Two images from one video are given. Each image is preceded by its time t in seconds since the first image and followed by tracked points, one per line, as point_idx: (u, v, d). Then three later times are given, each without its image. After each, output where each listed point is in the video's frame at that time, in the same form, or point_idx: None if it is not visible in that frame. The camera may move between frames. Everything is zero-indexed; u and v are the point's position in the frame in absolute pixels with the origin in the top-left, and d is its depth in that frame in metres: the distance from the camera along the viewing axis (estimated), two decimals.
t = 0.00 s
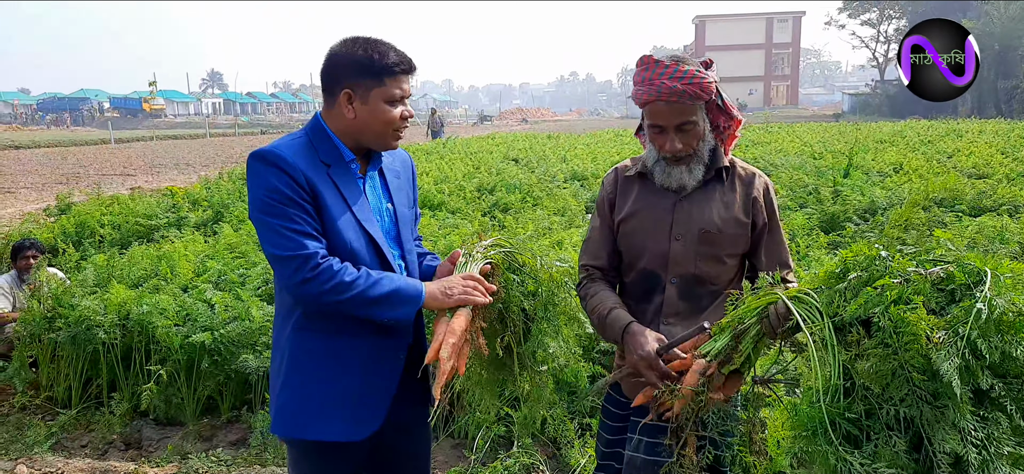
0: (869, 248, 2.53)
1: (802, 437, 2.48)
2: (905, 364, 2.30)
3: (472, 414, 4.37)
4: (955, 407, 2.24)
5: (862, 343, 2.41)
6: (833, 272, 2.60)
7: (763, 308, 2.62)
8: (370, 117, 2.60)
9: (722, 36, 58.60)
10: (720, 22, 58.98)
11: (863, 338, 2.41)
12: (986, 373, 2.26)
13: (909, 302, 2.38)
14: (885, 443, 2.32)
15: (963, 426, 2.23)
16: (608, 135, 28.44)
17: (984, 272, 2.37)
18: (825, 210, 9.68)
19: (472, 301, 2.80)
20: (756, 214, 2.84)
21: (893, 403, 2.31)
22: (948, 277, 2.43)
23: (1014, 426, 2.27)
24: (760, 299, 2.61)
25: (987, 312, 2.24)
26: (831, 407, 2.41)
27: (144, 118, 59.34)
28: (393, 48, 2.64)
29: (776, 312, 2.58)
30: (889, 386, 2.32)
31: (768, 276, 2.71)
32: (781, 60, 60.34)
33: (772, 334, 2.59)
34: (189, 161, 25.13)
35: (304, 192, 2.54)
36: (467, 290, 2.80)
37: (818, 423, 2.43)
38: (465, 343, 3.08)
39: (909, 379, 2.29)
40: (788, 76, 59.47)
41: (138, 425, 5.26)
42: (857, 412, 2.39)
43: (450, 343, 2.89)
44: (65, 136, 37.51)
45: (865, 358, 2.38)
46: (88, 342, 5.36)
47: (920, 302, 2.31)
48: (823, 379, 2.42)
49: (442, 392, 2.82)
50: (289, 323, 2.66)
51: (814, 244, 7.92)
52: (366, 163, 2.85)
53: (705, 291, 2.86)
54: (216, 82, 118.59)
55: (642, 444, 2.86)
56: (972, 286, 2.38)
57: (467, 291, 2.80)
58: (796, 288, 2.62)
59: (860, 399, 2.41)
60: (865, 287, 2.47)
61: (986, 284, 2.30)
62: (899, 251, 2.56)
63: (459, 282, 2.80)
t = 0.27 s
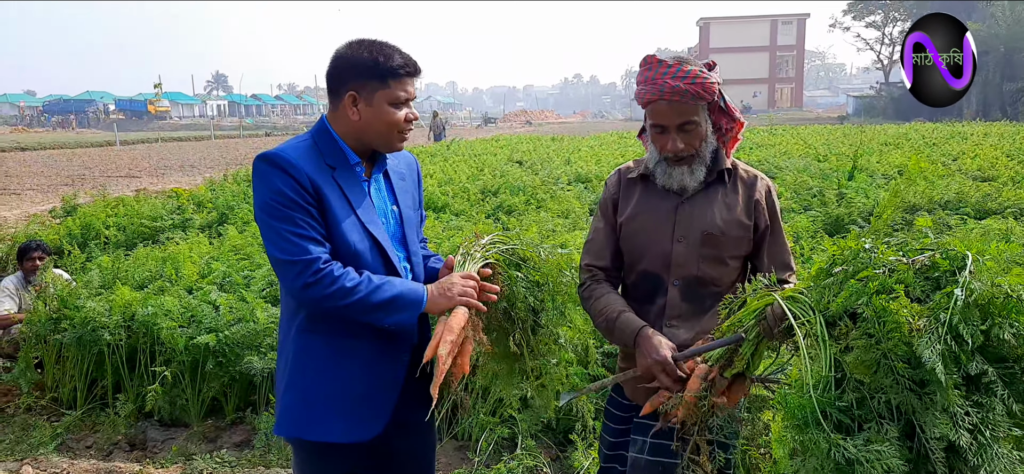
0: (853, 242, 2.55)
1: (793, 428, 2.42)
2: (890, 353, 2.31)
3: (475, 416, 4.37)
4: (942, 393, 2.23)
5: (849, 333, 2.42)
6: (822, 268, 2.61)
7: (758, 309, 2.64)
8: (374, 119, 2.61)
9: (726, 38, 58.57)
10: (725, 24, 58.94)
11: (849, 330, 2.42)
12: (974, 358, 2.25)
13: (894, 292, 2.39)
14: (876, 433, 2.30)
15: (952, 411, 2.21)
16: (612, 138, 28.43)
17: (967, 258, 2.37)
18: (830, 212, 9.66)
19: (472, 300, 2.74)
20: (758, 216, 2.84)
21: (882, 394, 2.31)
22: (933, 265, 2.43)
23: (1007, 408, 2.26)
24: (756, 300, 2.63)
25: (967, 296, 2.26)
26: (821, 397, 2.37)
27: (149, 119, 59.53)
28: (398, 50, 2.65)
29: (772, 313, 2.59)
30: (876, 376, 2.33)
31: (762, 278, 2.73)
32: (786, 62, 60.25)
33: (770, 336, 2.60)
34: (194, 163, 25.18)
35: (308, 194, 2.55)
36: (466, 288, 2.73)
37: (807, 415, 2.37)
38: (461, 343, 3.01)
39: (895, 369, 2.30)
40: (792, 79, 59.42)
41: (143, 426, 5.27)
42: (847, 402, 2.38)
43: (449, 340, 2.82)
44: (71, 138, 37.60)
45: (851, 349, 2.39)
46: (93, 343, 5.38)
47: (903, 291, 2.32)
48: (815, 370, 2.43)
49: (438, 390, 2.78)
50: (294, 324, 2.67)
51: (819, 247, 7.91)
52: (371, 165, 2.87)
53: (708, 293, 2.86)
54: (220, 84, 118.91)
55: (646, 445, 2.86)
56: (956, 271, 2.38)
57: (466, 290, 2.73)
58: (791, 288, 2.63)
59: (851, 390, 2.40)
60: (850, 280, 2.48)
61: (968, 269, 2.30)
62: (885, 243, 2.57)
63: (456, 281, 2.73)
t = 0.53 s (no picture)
0: (866, 241, 2.53)
1: (800, 426, 2.49)
2: (906, 353, 2.30)
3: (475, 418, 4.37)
4: (956, 395, 2.26)
5: (862, 332, 2.40)
6: (832, 266, 2.58)
7: (767, 308, 2.62)
8: (370, 120, 2.62)
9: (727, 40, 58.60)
10: (725, 25, 58.99)
11: (863, 329, 2.40)
12: (987, 361, 2.29)
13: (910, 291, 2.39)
14: (883, 434, 2.31)
15: (964, 413, 2.24)
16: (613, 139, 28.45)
17: (983, 262, 2.39)
18: (830, 213, 9.67)
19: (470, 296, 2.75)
20: (759, 217, 2.84)
21: (894, 394, 2.30)
22: (949, 267, 2.44)
23: (1013, 415, 2.30)
24: (764, 298, 2.61)
25: (987, 299, 2.28)
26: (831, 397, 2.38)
27: (151, 121, 59.63)
28: (393, 52, 2.66)
29: (780, 310, 2.59)
30: (890, 376, 2.32)
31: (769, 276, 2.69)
32: (787, 63, 60.27)
33: (777, 333, 2.60)
34: (196, 165, 25.23)
35: (304, 197, 2.55)
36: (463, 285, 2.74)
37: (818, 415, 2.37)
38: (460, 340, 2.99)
39: (910, 369, 2.29)
40: (793, 80, 59.43)
41: (144, 428, 5.28)
42: (856, 402, 2.37)
43: (447, 336, 2.81)
44: (72, 140, 37.69)
45: (864, 348, 2.37)
46: (94, 345, 5.38)
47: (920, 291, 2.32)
48: (825, 370, 2.41)
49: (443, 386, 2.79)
50: (295, 328, 2.68)
51: (819, 248, 7.92)
52: (367, 167, 2.88)
53: (709, 294, 2.86)
54: (221, 86, 119.05)
55: (645, 446, 2.86)
56: (970, 275, 2.41)
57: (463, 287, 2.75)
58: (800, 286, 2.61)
59: (860, 391, 2.39)
60: (864, 279, 2.47)
61: (986, 272, 2.32)
62: (896, 244, 2.57)
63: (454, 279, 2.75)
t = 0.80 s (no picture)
0: (874, 237, 2.54)
1: (824, 429, 2.44)
2: (923, 350, 2.33)
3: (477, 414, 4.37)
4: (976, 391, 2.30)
5: (877, 330, 2.42)
6: (842, 262, 2.59)
7: (772, 303, 2.56)
8: (363, 117, 2.62)
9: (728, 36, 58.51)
10: (727, 22, 58.90)
11: (878, 327, 2.42)
12: (1003, 355, 2.35)
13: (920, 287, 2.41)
14: (909, 428, 2.34)
15: (985, 407, 2.29)
16: (614, 136, 28.42)
17: (991, 255, 2.43)
18: (832, 210, 9.67)
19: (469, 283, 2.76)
20: (760, 213, 2.84)
21: (917, 392, 2.34)
22: (956, 260, 2.47)
23: None
24: (769, 294, 2.56)
25: (1000, 294, 2.32)
26: (854, 395, 2.40)
27: (152, 118, 59.65)
28: (387, 48, 2.66)
29: (785, 305, 2.52)
30: (909, 374, 2.35)
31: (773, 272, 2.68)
32: (788, 59, 60.16)
33: (782, 328, 2.53)
34: (197, 162, 25.26)
35: (299, 196, 2.56)
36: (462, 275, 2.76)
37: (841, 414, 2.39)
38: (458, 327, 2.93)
39: (929, 366, 2.34)
40: (794, 76, 59.35)
41: (146, 424, 5.30)
42: (878, 400, 2.40)
43: (446, 316, 2.75)
44: (74, 137, 37.72)
45: (881, 346, 2.39)
46: (96, 341, 5.40)
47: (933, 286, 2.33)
48: (841, 368, 2.40)
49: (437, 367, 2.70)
50: (295, 327, 2.69)
51: (820, 245, 7.92)
52: (363, 163, 2.88)
53: (711, 290, 2.86)
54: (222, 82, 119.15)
55: (649, 443, 2.86)
56: (979, 268, 2.43)
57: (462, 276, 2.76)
58: (805, 282, 2.58)
59: (881, 387, 2.42)
60: (874, 275, 2.47)
61: (996, 266, 2.35)
62: (903, 238, 2.57)
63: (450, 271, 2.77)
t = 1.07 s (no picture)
0: (852, 236, 2.52)
1: (791, 427, 2.47)
2: (887, 350, 2.31)
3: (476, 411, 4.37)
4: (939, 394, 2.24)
5: (846, 329, 2.42)
6: (822, 260, 2.59)
7: (760, 299, 2.61)
8: (356, 113, 2.61)
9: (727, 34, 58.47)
10: (726, 19, 58.85)
11: (848, 325, 2.41)
12: (973, 358, 2.27)
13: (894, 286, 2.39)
14: (873, 431, 2.33)
15: (948, 411, 2.22)
16: (613, 133, 28.40)
17: (969, 254, 2.36)
18: (830, 208, 9.67)
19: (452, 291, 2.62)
20: (755, 210, 2.84)
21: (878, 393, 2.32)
22: (933, 260, 2.42)
23: (1002, 409, 2.27)
24: (757, 291, 2.61)
25: (968, 294, 2.25)
26: (819, 395, 2.41)
27: (150, 115, 59.53)
28: (383, 45, 2.65)
29: (772, 303, 2.57)
30: (872, 374, 2.33)
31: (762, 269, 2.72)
32: (787, 57, 60.15)
33: (769, 326, 2.59)
34: (195, 159, 25.18)
35: (290, 194, 2.56)
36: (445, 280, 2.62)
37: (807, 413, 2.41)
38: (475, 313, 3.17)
39: (892, 365, 2.30)
40: (793, 74, 59.37)
41: (144, 421, 5.29)
42: (843, 401, 2.40)
43: (465, 302, 3.01)
44: (71, 134, 37.63)
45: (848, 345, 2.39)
46: (94, 339, 5.39)
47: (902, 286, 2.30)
48: (814, 368, 2.43)
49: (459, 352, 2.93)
50: (292, 325, 2.70)
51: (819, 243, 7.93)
52: (360, 160, 2.87)
53: (707, 288, 2.85)
54: (220, 79, 118.87)
55: (645, 439, 2.87)
56: (956, 269, 2.37)
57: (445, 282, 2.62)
58: (792, 279, 2.62)
59: (849, 388, 2.41)
60: (850, 274, 2.46)
61: (969, 266, 2.29)
62: (883, 237, 2.54)
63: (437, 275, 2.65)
